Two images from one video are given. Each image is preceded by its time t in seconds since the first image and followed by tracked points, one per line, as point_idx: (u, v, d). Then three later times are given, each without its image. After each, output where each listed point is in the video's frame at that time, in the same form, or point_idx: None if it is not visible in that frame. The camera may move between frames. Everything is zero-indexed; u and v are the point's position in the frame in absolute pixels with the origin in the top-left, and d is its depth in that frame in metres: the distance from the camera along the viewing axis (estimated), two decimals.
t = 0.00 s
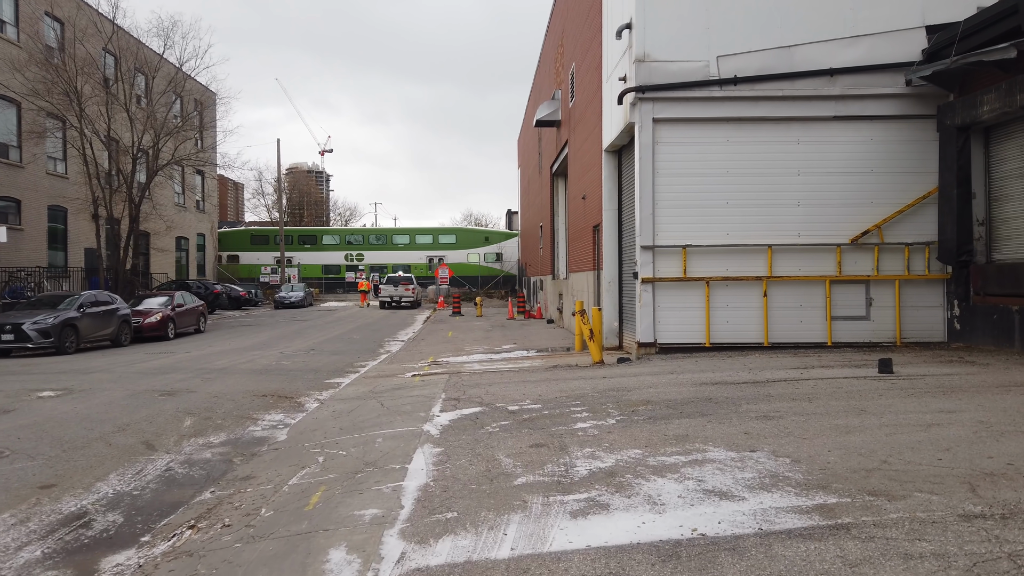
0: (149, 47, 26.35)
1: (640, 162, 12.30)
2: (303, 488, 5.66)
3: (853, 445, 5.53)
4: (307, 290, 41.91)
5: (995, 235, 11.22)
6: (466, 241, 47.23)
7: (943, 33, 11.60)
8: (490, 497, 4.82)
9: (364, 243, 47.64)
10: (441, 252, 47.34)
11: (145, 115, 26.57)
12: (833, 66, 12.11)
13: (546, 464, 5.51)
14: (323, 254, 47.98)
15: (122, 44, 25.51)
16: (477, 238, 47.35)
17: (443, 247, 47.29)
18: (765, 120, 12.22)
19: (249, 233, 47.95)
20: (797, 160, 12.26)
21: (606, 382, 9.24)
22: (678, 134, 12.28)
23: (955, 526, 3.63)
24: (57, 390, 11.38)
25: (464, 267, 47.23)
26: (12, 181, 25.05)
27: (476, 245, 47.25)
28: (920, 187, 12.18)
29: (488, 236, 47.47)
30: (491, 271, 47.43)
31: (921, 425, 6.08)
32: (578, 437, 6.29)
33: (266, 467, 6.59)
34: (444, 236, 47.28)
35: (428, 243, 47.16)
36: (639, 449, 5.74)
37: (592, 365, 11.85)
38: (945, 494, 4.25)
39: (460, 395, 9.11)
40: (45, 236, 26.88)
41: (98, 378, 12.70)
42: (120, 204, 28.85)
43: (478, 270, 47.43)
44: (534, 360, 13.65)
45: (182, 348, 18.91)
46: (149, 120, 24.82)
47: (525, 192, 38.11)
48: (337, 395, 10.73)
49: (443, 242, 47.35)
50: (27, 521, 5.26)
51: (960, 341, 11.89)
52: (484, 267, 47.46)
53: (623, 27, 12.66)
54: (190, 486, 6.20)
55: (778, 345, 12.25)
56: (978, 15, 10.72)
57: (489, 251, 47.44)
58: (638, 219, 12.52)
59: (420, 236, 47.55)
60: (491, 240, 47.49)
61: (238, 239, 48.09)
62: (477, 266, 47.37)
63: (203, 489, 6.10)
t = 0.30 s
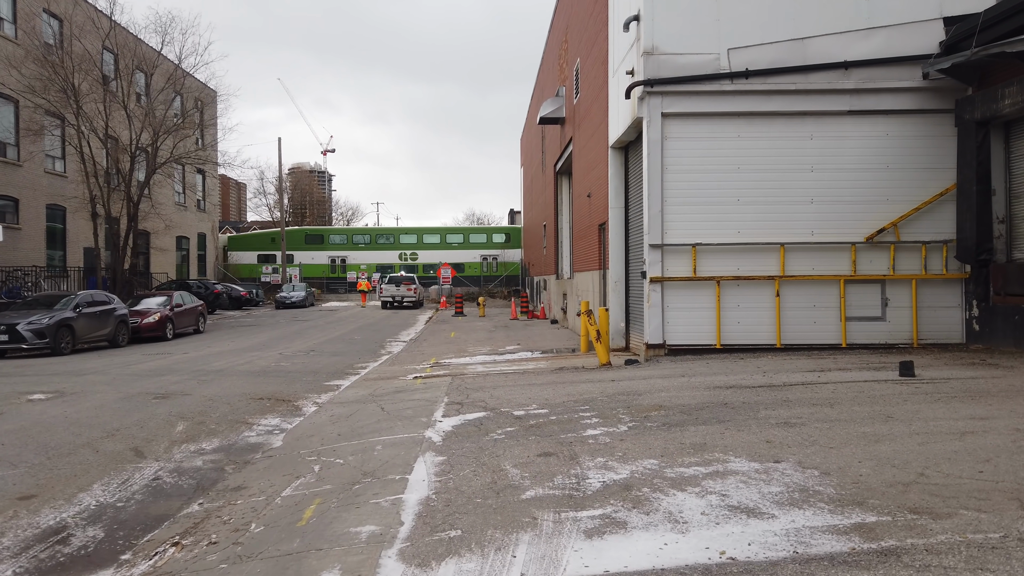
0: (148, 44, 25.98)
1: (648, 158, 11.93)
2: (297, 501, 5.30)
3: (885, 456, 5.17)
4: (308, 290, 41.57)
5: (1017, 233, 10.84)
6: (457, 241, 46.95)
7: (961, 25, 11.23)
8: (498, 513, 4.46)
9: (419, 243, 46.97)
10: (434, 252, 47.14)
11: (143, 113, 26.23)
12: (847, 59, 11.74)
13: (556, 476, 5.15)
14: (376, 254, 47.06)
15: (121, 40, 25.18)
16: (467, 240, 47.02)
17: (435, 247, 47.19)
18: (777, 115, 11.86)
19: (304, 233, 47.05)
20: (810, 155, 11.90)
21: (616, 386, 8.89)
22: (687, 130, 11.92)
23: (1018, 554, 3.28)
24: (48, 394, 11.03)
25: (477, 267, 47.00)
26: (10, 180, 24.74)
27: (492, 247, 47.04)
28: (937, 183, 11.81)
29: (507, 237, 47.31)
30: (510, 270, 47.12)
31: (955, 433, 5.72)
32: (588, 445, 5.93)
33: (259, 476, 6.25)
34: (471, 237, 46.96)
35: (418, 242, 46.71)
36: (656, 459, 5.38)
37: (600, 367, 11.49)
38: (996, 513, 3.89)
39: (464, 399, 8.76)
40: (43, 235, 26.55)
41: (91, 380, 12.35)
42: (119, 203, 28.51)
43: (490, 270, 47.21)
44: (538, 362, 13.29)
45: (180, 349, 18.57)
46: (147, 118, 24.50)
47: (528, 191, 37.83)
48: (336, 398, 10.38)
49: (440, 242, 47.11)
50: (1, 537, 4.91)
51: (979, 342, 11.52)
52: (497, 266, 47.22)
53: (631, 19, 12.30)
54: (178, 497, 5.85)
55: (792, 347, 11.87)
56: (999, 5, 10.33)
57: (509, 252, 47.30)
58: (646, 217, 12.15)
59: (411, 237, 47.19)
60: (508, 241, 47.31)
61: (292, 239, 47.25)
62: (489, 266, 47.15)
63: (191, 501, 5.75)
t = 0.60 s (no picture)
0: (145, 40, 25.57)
1: (656, 154, 11.55)
2: (288, 518, 4.93)
3: (922, 470, 4.79)
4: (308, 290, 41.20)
5: None
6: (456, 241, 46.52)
7: (980, 17, 10.84)
8: (504, 534, 4.09)
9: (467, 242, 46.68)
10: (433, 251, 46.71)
11: (140, 110, 25.85)
12: (862, 52, 11.37)
13: (566, 491, 4.78)
14: (426, 254, 46.60)
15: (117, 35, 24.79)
16: (467, 239, 46.64)
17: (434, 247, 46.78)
18: (790, 110, 11.49)
19: (356, 233, 46.37)
20: (823, 152, 11.54)
21: (625, 390, 8.51)
22: (696, 125, 11.55)
23: None
24: (35, 397, 10.67)
25: (478, 267, 46.65)
26: (7, 178, 24.41)
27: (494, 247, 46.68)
28: (955, 181, 11.43)
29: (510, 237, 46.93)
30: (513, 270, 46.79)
31: (993, 445, 5.35)
32: (599, 457, 5.56)
33: (249, 489, 5.88)
34: (475, 237, 46.56)
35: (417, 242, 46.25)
36: (673, 473, 5.01)
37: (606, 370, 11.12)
38: None
39: (466, 404, 8.39)
40: (40, 234, 26.22)
41: (81, 383, 11.98)
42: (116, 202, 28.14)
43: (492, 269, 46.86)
44: (542, 365, 12.93)
45: (176, 350, 18.20)
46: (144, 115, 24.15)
47: (530, 189, 37.50)
48: (334, 403, 10.02)
49: (440, 241, 46.66)
50: None
51: (998, 344, 11.14)
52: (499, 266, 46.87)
53: (638, 11, 11.93)
54: (162, 512, 5.48)
55: (804, 350, 11.49)
56: None
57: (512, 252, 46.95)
58: (653, 215, 11.79)
59: (409, 236, 46.69)
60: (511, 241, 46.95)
61: (345, 238, 46.55)
62: (490, 266, 46.81)
63: (176, 515, 5.38)
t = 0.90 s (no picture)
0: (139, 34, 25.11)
1: (662, 147, 11.18)
2: (272, 533, 4.53)
3: (960, 481, 4.42)
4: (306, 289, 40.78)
5: None
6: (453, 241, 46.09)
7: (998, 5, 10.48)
8: (507, 554, 3.71)
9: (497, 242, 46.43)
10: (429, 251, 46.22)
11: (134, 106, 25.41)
12: (875, 42, 10.99)
13: (574, 504, 4.40)
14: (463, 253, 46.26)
15: (110, 30, 24.35)
16: (465, 238, 46.22)
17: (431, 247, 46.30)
18: (800, 102, 11.11)
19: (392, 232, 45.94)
20: (835, 145, 11.16)
21: (632, 393, 8.11)
22: (704, 118, 11.17)
23: None
24: (18, 399, 10.26)
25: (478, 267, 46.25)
26: None
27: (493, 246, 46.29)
28: (971, 175, 11.05)
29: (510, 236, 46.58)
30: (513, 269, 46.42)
31: None
32: (607, 466, 5.17)
33: (232, 499, 5.50)
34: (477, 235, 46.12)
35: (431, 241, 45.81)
36: (689, 484, 4.62)
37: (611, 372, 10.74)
38: None
39: (465, 407, 8.00)
40: (34, 232, 25.79)
41: (67, 384, 11.57)
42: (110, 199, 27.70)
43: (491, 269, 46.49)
44: (544, 366, 12.54)
45: (169, 350, 17.79)
46: (137, 110, 23.73)
47: (530, 187, 37.12)
48: (328, 405, 9.63)
49: (473, 240, 46.32)
50: None
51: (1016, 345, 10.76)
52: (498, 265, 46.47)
53: None
54: (137, 525, 5.08)
55: (815, 350, 11.11)
56: None
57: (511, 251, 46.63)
58: (659, 211, 11.41)
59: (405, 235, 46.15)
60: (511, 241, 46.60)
61: (398, 236, 46.05)
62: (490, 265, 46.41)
63: (152, 528, 4.99)
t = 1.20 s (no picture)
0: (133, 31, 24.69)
1: (667, 143, 10.80)
2: (250, 561, 4.15)
3: (1003, 504, 4.04)
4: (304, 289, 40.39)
5: None
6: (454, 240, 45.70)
7: None
8: None
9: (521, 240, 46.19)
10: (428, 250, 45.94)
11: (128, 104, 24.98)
12: (888, 35, 10.59)
13: (580, 530, 4.02)
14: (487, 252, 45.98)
15: (103, 26, 23.95)
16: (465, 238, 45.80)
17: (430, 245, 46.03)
18: (810, 96, 10.73)
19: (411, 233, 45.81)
20: (845, 142, 10.78)
21: (638, 400, 7.73)
22: (710, 113, 10.79)
23: None
24: None
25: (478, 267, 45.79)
26: None
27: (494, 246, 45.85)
28: (987, 172, 10.67)
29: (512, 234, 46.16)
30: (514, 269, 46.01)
31: None
32: (614, 484, 4.79)
33: (211, 519, 5.12)
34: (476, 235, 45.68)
35: (484, 240, 45.59)
36: (706, 506, 4.24)
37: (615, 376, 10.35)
38: None
39: (463, 416, 7.63)
40: (27, 232, 25.36)
41: (52, 389, 11.18)
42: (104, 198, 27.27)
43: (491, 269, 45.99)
44: (545, 369, 12.16)
45: (160, 352, 17.40)
46: (131, 108, 23.30)
47: (530, 186, 36.74)
48: (320, 412, 9.25)
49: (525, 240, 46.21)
50: None
51: None
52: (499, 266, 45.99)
53: None
54: (107, 549, 4.70)
55: (825, 354, 10.73)
56: None
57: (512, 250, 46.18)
58: (664, 209, 11.03)
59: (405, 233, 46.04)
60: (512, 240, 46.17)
61: (449, 235, 45.69)
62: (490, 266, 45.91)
63: (123, 553, 4.61)
